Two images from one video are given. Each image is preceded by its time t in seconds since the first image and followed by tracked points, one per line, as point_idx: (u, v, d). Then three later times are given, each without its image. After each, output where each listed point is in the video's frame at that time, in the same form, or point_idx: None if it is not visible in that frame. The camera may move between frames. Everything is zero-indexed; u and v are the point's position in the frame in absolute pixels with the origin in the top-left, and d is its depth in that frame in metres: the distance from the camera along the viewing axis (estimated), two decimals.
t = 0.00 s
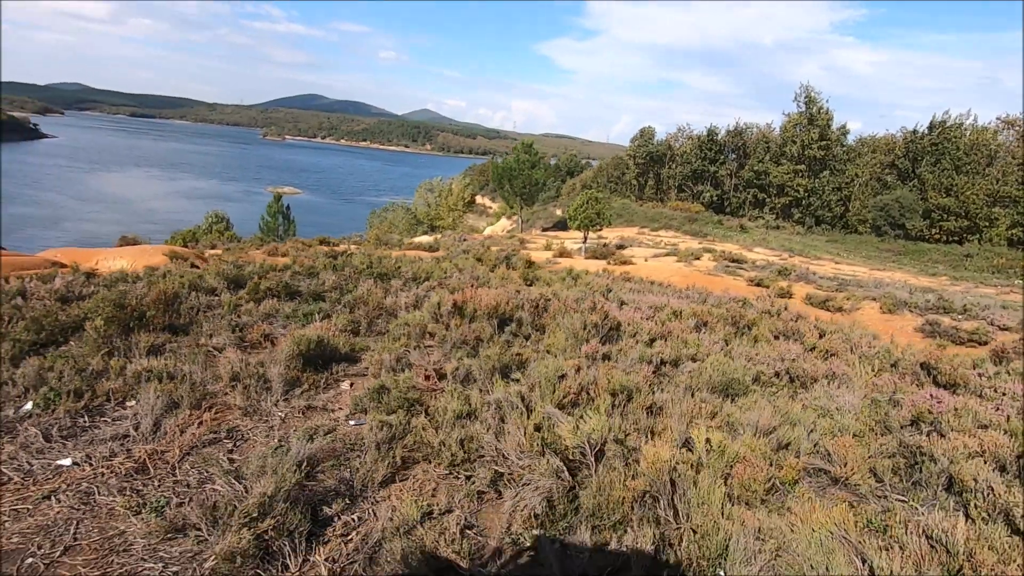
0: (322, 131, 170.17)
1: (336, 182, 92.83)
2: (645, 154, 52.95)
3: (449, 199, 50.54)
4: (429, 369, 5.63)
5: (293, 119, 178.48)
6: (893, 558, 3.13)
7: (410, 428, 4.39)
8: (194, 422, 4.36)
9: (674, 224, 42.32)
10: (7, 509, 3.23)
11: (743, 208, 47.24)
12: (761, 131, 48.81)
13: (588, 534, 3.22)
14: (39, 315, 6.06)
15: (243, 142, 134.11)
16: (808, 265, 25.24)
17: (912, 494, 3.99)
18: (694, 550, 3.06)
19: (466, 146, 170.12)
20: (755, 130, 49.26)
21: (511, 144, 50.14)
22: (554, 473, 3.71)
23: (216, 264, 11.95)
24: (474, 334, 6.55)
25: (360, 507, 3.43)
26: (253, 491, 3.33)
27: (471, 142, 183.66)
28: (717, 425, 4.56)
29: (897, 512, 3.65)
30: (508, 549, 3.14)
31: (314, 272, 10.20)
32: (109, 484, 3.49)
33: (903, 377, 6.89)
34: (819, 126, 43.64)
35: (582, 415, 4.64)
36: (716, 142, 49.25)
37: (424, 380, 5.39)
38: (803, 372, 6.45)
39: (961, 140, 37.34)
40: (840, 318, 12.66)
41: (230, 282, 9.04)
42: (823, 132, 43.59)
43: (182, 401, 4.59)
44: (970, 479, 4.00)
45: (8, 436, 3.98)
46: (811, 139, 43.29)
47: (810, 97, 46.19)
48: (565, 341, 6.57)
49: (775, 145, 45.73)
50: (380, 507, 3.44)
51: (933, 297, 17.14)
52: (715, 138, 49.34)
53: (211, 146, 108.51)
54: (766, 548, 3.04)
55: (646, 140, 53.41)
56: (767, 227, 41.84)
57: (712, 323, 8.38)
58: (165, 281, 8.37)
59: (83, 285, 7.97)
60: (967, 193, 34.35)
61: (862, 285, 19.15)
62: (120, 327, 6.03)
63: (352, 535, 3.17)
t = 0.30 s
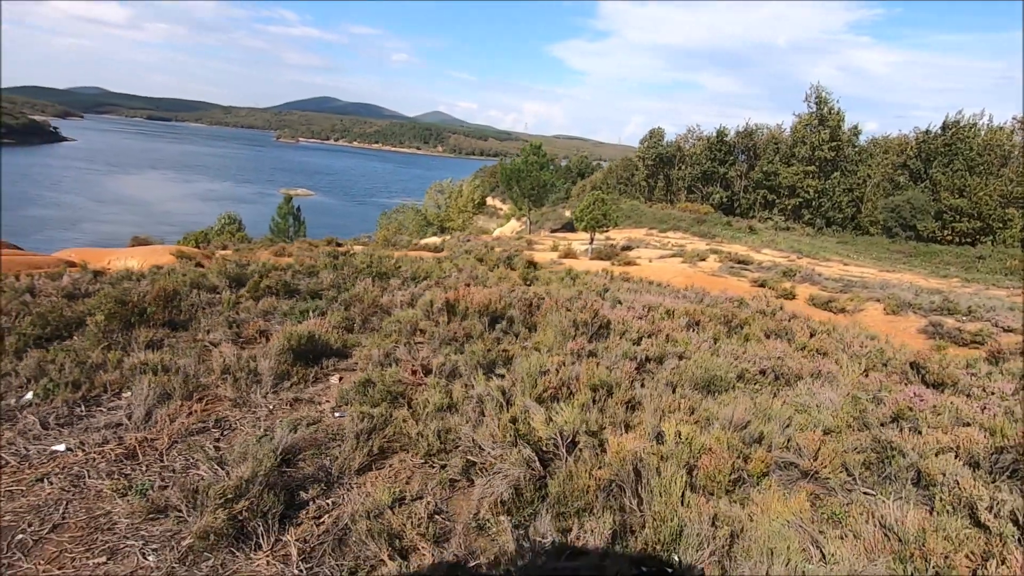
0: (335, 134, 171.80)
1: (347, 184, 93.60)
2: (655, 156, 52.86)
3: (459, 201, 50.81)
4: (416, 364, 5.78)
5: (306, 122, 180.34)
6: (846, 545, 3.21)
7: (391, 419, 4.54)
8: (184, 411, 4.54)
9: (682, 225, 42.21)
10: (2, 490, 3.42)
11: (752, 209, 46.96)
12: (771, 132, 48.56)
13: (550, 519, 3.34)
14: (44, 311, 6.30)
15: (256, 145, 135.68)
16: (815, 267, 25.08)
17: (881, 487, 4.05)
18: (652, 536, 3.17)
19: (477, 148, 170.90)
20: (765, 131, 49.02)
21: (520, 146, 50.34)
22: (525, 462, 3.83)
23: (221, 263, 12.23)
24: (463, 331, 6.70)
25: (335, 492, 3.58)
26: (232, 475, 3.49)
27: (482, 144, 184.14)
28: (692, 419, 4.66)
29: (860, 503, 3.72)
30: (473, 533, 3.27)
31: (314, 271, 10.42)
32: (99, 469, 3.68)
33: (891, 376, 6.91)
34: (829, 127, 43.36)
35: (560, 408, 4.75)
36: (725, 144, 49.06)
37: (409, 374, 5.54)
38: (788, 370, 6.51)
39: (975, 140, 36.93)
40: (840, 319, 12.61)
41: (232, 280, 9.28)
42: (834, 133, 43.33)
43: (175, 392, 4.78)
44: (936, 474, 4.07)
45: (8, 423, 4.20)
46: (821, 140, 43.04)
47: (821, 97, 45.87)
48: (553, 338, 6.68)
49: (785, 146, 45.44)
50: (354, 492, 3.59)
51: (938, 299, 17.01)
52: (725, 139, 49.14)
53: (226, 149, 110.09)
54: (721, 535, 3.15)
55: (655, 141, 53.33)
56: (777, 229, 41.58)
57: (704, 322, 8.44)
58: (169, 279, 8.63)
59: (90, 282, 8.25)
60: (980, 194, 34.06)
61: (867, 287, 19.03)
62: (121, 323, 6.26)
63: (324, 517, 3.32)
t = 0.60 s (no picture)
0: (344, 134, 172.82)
1: (355, 184, 94.08)
2: (662, 156, 52.71)
3: (466, 201, 51.02)
4: (408, 360, 5.89)
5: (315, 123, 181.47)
6: (815, 536, 3.29)
7: (380, 414, 4.66)
8: (181, 404, 4.69)
9: (689, 226, 42.11)
10: (3, 476, 3.57)
11: (760, 209, 46.76)
12: (779, 131, 48.30)
13: (528, 508, 3.43)
14: (51, 307, 6.48)
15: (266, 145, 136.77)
16: (821, 266, 24.97)
17: (860, 483, 4.10)
18: (624, 526, 3.26)
19: (486, 148, 171.06)
20: (773, 130, 48.76)
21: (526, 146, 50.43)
22: (507, 455, 3.93)
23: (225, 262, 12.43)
24: (457, 329, 6.81)
25: (322, 482, 3.69)
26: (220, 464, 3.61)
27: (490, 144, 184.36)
28: (676, 415, 4.74)
29: (836, 497, 3.79)
30: (452, 522, 3.37)
31: (316, 270, 10.58)
32: (95, 458, 3.82)
33: (884, 375, 6.94)
34: (838, 126, 43.09)
35: (545, 404, 4.84)
36: (733, 143, 48.86)
37: (402, 370, 5.65)
38: (779, 368, 6.56)
39: (986, 139, 36.55)
40: (841, 319, 12.60)
41: (235, 279, 9.46)
42: (842, 133, 43.07)
43: (172, 385, 4.92)
44: (915, 470, 4.13)
45: (11, 414, 4.36)
46: (830, 140, 42.76)
47: (830, 96, 45.57)
48: (546, 335, 6.78)
49: (793, 145, 45.18)
50: (339, 482, 3.70)
51: (943, 299, 16.91)
52: (733, 138, 48.93)
53: (236, 150, 111.09)
54: (692, 526, 3.23)
55: (662, 141, 53.20)
56: (784, 229, 41.38)
57: (699, 321, 8.50)
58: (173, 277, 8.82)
59: (95, 280, 8.44)
60: (990, 193, 33.89)
61: (872, 287, 18.95)
62: (124, 319, 6.43)
63: (309, 505, 3.43)
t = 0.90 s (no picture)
0: (351, 134, 173.40)
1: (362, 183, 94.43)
2: (668, 154, 52.51)
3: (472, 200, 51.59)
4: (408, 357, 5.96)
5: (323, 123, 182.25)
6: (804, 530, 3.32)
7: (378, 409, 4.73)
8: (183, 399, 4.77)
9: (695, 224, 41.99)
10: (9, 468, 3.67)
11: (767, 207, 46.56)
12: (786, 129, 48.00)
13: (520, 501, 3.49)
14: (58, 304, 6.60)
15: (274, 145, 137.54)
16: (827, 265, 24.86)
17: (853, 478, 4.13)
18: (615, 519, 3.31)
19: (492, 146, 171.08)
20: (780, 128, 48.47)
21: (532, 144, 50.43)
22: (501, 449, 3.98)
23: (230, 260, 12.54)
24: (457, 326, 6.88)
25: (319, 475, 3.76)
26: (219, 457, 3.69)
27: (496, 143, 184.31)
28: (671, 411, 4.78)
29: (827, 493, 3.82)
30: (445, 514, 3.42)
31: (319, 268, 10.69)
32: (98, 451, 3.91)
33: (884, 373, 6.93)
34: (846, 124, 42.79)
35: (542, 399, 4.90)
36: (740, 141, 48.61)
37: (401, 366, 5.72)
38: (777, 366, 6.57)
39: (996, 136, 36.14)
40: (845, 317, 12.56)
41: (239, 277, 9.58)
42: (850, 130, 42.75)
43: (175, 381, 5.02)
44: (908, 466, 4.14)
45: (18, 408, 4.46)
46: (838, 137, 42.46)
47: (838, 93, 45.23)
48: (545, 333, 6.83)
49: (800, 143, 44.91)
50: (336, 475, 3.77)
51: (950, 297, 16.79)
52: (739, 136, 48.67)
53: (244, 149, 111.81)
54: (681, 519, 3.28)
55: (669, 139, 53.02)
56: (791, 227, 41.17)
57: (700, 318, 8.52)
58: (178, 275, 8.94)
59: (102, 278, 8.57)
60: (1000, 191, 33.45)
61: (878, 285, 18.84)
62: (129, 316, 6.55)
63: (306, 497, 3.51)
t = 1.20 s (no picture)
0: (356, 134, 173.79)
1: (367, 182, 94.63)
2: (673, 153, 52.20)
3: (476, 200, 51.92)
4: (412, 356, 5.97)
5: (328, 123, 182.77)
6: (810, 530, 3.31)
7: (382, 407, 4.74)
8: (189, 398, 4.79)
9: (700, 223, 41.89)
10: (17, 466, 3.69)
11: (773, 206, 46.40)
12: (792, 127, 47.75)
13: (524, 500, 3.49)
14: (66, 303, 6.64)
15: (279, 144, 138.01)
16: (833, 264, 24.73)
17: (859, 479, 4.10)
18: (620, 518, 3.31)
19: (496, 146, 171.16)
20: (786, 126, 48.23)
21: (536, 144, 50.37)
22: (505, 448, 3.98)
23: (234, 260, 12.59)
24: (462, 326, 6.89)
25: (323, 474, 3.78)
26: (224, 455, 3.69)
27: (500, 143, 184.23)
28: (676, 411, 4.76)
29: (833, 493, 3.80)
30: (449, 513, 3.43)
31: (324, 268, 10.72)
32: (105, 449, 3.94)
33: (889, 372, 6.91)
34: (852, 122, 42.54)
35: (546, 398, 4.89)
36: (745, 140, 48.40)
37: (406, 365, 5.73)
38: (782, 365, 6.56)
39: (1004, 134, 35.82)
40: (851, 317, 12.51)
41: (245, 276, 9.62)
42: (856, 129, 42.52)
43: (181, 380, 5.04)
44: (915, 467, 4.12)
45: (26, 406, 4.50)
46: (844, 136, 42.19)
47: (844, 91, 44.95)
48: (550, 332, 6.83)
49: (806, 142, 44.67)
50: (340, 473, 3.78)
51: (957, 297, 16.68)
52: (745, 135, 48.47)
53: (250, 149, 112.26)
54: (686, 519, 3.28)
55: (673, 138, 52.89)
56: (797, 226, 41.01)
57: (704, 318, 8.49)
58: (185, 274, 8.99)
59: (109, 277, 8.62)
60: (1008, 190, 33.16)
61: (884, 284, 18.73)
62: (136, 315, 6.59)
63: (311, 495, 3.52)
